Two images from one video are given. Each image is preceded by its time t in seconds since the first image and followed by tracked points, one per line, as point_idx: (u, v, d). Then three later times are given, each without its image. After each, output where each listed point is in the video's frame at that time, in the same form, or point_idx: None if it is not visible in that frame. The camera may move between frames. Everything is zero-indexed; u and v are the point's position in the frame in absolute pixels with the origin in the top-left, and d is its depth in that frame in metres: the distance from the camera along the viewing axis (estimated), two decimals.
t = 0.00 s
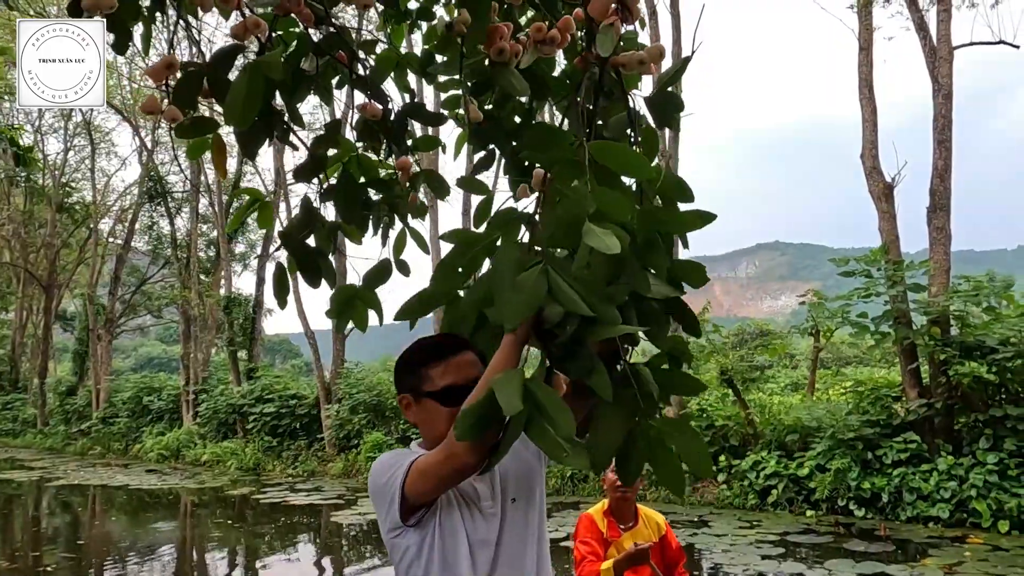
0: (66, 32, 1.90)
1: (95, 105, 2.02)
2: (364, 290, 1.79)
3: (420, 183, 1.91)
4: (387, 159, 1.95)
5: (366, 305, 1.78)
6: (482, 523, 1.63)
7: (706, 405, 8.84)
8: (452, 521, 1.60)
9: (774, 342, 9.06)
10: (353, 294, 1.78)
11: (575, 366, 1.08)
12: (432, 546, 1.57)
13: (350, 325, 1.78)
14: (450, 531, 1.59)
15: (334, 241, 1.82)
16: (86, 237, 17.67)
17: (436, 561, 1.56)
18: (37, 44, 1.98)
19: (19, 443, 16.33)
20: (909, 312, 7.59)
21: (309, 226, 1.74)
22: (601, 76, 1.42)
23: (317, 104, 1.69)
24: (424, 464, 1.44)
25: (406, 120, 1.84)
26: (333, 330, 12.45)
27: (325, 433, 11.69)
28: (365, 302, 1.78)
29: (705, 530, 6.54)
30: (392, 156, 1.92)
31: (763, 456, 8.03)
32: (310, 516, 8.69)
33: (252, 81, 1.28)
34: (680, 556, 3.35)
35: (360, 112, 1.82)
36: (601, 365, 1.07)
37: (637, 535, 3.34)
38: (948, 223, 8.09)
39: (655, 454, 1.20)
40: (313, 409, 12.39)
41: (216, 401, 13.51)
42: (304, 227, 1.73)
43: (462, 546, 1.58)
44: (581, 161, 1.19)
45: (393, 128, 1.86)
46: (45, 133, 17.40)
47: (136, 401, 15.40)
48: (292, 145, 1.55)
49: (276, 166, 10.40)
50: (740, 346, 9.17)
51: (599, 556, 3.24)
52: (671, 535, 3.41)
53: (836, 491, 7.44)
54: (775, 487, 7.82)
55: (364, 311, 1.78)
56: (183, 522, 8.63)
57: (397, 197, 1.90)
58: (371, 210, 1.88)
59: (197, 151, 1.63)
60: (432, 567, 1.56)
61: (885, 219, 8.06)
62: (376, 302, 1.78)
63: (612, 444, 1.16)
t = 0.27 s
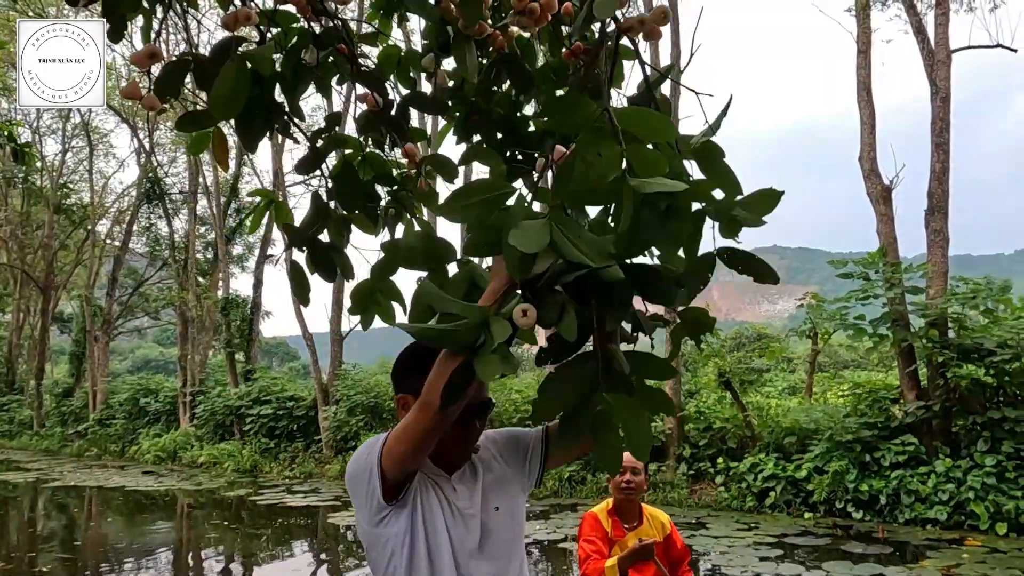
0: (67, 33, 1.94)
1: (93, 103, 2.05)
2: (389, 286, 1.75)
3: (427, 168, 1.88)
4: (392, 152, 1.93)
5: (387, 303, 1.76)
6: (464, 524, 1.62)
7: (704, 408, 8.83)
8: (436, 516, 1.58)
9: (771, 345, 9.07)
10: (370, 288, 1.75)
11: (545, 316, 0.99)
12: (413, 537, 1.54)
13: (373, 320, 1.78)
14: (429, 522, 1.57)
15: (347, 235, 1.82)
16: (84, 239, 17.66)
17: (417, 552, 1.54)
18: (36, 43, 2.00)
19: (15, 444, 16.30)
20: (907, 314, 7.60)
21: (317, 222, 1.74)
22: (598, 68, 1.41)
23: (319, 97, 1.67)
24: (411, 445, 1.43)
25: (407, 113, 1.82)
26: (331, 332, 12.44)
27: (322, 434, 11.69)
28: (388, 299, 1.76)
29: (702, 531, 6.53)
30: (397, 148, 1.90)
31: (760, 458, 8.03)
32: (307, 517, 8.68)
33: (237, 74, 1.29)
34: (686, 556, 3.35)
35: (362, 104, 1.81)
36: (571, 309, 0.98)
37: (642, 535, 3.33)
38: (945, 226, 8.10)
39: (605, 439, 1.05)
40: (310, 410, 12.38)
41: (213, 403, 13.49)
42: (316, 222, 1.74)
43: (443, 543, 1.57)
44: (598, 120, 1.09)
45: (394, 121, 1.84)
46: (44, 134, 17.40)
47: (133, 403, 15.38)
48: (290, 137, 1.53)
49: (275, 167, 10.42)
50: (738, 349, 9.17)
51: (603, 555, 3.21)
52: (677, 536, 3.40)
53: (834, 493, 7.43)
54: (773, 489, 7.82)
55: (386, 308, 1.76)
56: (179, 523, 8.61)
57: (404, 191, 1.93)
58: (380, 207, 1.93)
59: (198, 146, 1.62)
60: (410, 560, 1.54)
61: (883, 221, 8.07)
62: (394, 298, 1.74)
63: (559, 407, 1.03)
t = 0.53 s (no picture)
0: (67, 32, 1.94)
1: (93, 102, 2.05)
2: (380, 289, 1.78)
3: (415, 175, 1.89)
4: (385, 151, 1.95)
5: (380, 305, 1.78)
6: (458, 537, 1.63)
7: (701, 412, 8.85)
8: (432, 527, 1.59)
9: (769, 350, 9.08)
10: (365, 291, 1.77)
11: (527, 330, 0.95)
12: (409, 543, 1.54)
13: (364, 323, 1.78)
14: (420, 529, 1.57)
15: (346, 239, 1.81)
16: (83, 241, 17.67)
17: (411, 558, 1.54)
18: (35, 42, 2.00)
19: (12, 447, 16.28)
20: (903, 320, 7.62)
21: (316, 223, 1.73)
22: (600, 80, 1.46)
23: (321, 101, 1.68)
24: (404, 450, 1.43)
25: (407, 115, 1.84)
26: (329, 335, 12.44)
27: (320, 438, 11.68)
28: (381, 301, 1.78)
29: (700, 536, 6.54)
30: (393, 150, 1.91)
31: (758, 463, 8.05)
32: (304, 521, 8.68)
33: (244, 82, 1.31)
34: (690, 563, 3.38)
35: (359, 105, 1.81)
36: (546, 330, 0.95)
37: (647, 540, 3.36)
38: (942, 232, 8.13)
39: (623, 444, 1.01)
40: (308, 414, 12.38)
41: (211, 406, 13.49)
42: (313, 224, 1.73)
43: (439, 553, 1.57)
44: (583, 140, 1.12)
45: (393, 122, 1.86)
46: (43, 137, 17.41)
47: (130, 406, 15.36)
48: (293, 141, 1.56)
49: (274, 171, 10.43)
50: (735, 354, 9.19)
51: (607, 558, 3.21)
52: (681, 542, 3.43)
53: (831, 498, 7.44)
54: (770, 494, 7.83)
55: (378, 311, 1.78)
56: (177, 527, 8.61)
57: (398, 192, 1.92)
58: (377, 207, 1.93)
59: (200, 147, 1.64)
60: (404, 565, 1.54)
61: (880, 227, 8.10)
62: (389, 300, 1.78)
63: (571, 423, 1.00)
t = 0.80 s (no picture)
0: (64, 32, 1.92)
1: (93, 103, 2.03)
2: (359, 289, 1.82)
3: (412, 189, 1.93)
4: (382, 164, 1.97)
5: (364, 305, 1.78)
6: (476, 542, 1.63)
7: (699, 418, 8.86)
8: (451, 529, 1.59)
9: (766, 356, 9.10)
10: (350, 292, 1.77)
11: (526, 320, 1.04)
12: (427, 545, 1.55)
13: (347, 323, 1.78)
14: (436, 528, 1.57)
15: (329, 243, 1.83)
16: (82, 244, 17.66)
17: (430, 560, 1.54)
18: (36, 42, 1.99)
19: (10, 450, 16.25)
20: (901, 326, 7.64)
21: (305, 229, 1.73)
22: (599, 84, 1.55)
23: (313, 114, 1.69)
24: (421, 446, 1.44)
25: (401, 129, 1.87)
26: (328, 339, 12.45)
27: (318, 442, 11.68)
28: (363, 301, 1.79)
29: (698, 542, 6.56)
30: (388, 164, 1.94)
31: (756, 469, 8.06)
32: (302, 526, 8.67)
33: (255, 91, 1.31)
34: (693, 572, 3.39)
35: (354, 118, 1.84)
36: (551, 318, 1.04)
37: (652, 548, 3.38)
38: (939, 238, 8.16)
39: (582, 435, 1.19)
40: (306, 418, 12.38)
41: (209, 410, 13.47)
42: (299, 228, 1.72)
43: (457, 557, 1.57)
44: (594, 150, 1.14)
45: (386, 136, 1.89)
46: (43, 140, 17.41)
47: (129, 409, 15.35)
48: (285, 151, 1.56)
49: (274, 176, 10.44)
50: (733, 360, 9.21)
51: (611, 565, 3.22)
52: (684, 551, 3.44)
53: (829, 504, 7.46)
54: (768, 500, 7.83)
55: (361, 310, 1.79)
56: (175, 531, 8.60)
57: (388, 203, 1.98)
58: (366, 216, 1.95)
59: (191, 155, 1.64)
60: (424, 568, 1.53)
61: (878, 234, 8.13)
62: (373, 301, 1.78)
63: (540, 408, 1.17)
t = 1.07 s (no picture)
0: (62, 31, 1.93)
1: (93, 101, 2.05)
2: (355, 298, 1.81)
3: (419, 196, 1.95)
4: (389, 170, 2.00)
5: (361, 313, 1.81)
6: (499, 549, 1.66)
7: (699, 423, 8.87)
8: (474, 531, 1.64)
9: (766, 360, 9.11)
10: (348, 300, 1.81)
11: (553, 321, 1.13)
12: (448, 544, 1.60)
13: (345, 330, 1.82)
14: (460, 526, 1.62)
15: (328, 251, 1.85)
16: (81, 247, 17.66)
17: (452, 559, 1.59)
18: (36, 43, 2.01)
19: (8, 453, 16.23)
20: (899, 332, 7.66)
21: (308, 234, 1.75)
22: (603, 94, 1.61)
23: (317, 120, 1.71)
24: (448, 443, 1.51)
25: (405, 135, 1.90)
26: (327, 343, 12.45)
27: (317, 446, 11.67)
28: (359, 308, 1.82)
29: (696, 547, 6.56)
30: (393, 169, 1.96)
31: (755, 474, 8.06)
32: (301, 530, 8.66)
33: (258, 99, 1.32)
34: None
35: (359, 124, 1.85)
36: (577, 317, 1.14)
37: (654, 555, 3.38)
38: (937, 244, 8.18)
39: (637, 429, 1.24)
40: (306, 422, 12.37)
41: (208, 413, 13.47)
42: (299, 236, 1.74)
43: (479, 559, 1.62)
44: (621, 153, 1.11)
45: (390, 140, 1.91)
46: (43, 143, 17.42)
47: (128, 413, 15.33)
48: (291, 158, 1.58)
49: (274, 180, 10.44)
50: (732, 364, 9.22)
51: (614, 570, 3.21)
52: (687, 558, 3.45)
53: (827, 509, 7.47)
54: (767, 505, 7.84)
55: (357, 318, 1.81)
56: (174, 534, 8.60)
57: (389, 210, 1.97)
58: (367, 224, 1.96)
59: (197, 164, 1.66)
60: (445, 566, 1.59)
61: (877, 239, 8.14)
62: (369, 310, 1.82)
63: (593, 413, 1.25)
